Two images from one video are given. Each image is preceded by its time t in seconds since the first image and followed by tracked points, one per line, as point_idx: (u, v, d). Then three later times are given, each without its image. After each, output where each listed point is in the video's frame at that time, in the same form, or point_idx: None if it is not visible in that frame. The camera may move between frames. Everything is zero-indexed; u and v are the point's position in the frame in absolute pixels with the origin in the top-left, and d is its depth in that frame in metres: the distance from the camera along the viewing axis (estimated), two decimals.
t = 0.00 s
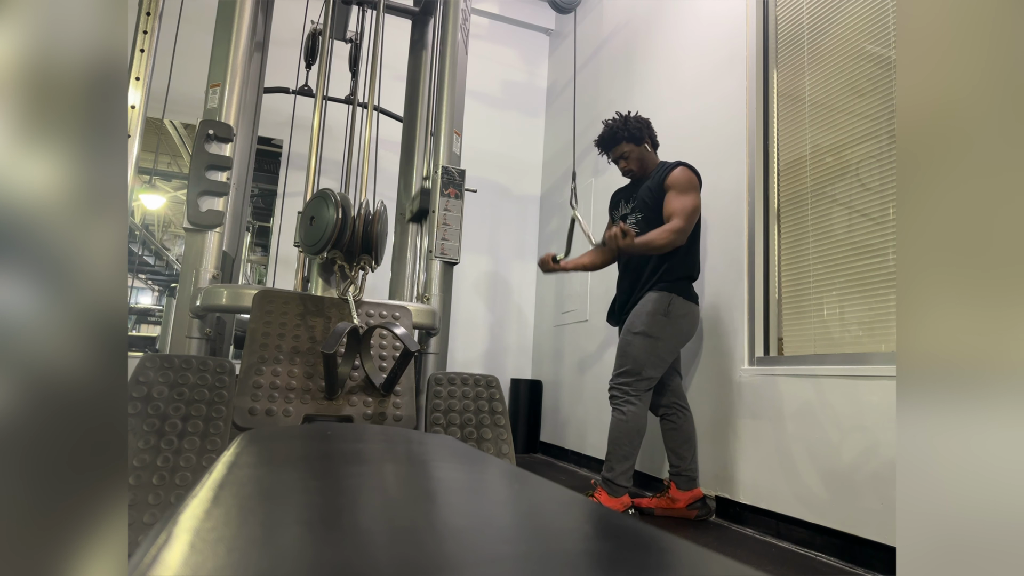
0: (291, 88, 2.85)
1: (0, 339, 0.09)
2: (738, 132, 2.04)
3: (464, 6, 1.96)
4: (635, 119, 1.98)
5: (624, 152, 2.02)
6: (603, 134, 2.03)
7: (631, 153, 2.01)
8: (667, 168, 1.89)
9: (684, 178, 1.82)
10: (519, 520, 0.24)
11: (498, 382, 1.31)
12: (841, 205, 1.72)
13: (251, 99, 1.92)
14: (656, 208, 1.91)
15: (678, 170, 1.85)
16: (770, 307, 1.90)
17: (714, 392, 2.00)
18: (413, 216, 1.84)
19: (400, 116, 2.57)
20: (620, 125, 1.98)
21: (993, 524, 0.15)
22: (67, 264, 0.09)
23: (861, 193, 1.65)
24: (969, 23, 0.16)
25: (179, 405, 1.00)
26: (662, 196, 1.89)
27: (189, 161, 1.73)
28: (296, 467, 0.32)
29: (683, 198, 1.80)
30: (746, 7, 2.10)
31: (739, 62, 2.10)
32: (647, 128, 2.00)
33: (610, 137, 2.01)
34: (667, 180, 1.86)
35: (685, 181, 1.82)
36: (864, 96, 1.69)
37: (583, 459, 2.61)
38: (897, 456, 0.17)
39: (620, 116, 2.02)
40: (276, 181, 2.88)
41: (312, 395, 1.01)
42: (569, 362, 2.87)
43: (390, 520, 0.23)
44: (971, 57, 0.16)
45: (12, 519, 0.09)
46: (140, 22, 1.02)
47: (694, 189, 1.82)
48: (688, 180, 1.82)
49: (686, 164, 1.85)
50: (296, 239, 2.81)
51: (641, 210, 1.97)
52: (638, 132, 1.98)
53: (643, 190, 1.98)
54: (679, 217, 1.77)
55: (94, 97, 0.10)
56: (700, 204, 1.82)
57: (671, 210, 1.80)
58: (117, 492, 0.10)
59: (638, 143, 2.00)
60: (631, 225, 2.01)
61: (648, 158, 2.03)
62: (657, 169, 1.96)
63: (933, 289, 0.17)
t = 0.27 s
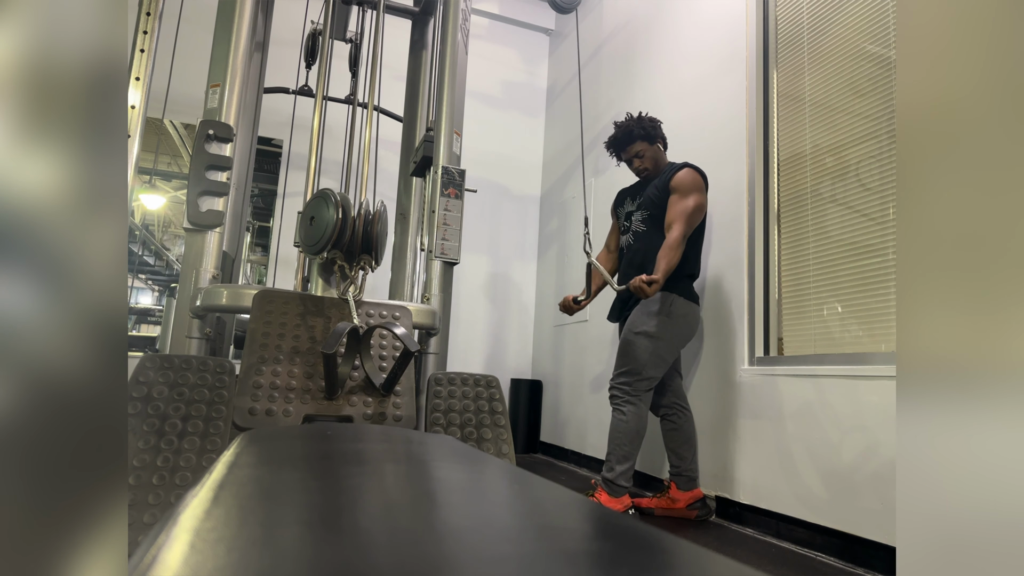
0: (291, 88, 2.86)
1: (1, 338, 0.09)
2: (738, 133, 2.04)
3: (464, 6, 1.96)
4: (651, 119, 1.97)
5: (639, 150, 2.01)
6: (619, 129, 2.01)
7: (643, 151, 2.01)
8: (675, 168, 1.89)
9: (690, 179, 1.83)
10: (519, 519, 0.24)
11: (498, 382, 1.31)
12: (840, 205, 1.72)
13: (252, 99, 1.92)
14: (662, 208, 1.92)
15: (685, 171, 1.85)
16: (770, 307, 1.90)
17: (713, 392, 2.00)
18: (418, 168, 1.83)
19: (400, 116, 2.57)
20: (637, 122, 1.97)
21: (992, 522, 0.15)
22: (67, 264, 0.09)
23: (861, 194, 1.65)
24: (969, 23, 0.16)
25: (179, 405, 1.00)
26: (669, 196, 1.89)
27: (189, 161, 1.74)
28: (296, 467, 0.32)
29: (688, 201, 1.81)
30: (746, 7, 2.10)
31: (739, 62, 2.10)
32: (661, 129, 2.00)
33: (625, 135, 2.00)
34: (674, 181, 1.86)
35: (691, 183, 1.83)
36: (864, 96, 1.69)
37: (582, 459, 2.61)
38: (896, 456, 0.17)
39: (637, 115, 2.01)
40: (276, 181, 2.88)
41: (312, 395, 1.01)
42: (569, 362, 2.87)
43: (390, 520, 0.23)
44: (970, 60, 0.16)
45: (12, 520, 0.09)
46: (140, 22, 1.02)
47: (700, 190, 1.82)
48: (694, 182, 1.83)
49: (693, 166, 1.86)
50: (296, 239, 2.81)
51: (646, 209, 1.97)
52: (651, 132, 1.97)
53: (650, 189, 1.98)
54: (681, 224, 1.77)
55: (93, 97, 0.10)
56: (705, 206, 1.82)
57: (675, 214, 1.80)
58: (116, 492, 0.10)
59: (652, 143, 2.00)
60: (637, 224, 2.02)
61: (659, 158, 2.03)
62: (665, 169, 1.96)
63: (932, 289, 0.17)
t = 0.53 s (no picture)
0: (290, 88, 2.85)
1: (1, 338, 0.09)
2: (738, 133, 2.04)
3: (464, 6, 1.96)
4: (653, 118, 1.97)
5: (641, 150, 2.00)
6: (622, 128, 2.00)
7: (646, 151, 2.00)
8: (677, 168, 1.89)
9: (693, 179, 1.82)
10: (519, 520, 0.24)
11: (498, 383, 1.31)
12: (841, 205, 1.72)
13: (252, 99, 1.92)
14: (664, 209, 1.92)
15: (687, 171, 1.84)
16: (770, 307, 1.90)
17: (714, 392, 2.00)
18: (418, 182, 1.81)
19: (400, 116, 2.57)
20: (639, 122, 1.96)
21: (992, 522, 0.15)
22: (66, 263, 0.09)
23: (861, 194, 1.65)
24: (968, 23, 0.16)
25: (179, 405, 1.00)
26: (671, 197, 1.89)
27: (189, 161, 1.74)
28: (296, 467, 0.32)
29: (691, 201, 1.81)
30: (746, 7, 2.10)
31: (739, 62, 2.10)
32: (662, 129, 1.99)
33: (627, 135, 1.99)
34: (676, 181, 1.86)
35: (693, 183, 1.82)
36: (864, 96, 1.69)
37: (583, 459, 2.61)
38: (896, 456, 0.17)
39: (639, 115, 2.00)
40: (276, 181, 2.88)
41: (312, 395, 1.02)
42: (569, 362, 2.87)
43: (391, 520, 0.23)
44: (968, 65, 0.16)
45: (13, 520, 0.09)
46: (140, 22, 1.01)
47: (702, 190, 1.82)
48: (697, 182, 1.82)
49: (696, 166, 1.85)
50: (296, 239, 2.81)
51: (649, 210, 1.98)
52: (654, 132, 1.97)
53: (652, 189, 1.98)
54: (684, 224, 1.78)
55: (94, 98, 0.10)
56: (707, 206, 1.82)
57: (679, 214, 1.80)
58: (116, 491, 0.10)
59: (654, 142, 2.00)
60: (640, 225, 2.02)
61: (661, 158, 2.03)
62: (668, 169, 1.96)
63: (931, 287, 0.17)
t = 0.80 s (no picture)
0: (290, 88, 2.85)
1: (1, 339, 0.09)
2: (738, 133, 2.04)
3: (464, 6, 1.96)
4: (648, 119, 1.98)
5: (638, 151, 2.01)
6: (618, 129, 2.01)
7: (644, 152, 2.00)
8: (675, 168, 1.90)
9: (690, 178, 1.83)
10: (520, 520, 0.24)
11: (498, 382, 1.31)
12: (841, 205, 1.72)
13: (251, 99, 1.92)
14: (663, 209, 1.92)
15: (685, 171, 1.85)
16: (770, 307, 1.89)
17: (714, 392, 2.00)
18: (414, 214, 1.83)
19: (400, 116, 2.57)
20: (634, 123, 1.97)
21: (991, 522, 0.15)
22: (66, 264, 0.09)
23: (861, 193, 1.65)
24: (968, 23, 0.16)
25: (179, 405, 1.00)
26: (670, 197, 1.89)
27: (189, 161, 1.74)
28: (297, 467, 0.32)
29: (691, 199, 1.81)
30: (746, 7, 2.10)
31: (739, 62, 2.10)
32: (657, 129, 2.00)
33: (624, 137, 1.99)
34: (675, 181, 1.86)
35: (691, 182, 1.83)
36: (864, 95, 1.69)
37: (583, 459, 2.61)
38: (897, 457, 0.17)
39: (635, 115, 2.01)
40: (276, 181, 2.88)
41: (311, 395, 1.02)
42: (569, 361, 2.87)
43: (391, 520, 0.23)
44: (968, 65, 0.16)
45: (12, 519, 0.09)
46: (140, 22, 1.01)
47: (700, 190, 1.83)
48: (694, 181, 1.83)
49: (693, 165, 1.86)
50: (296, 239, 2.81)
51: (647, 211, 1.98)
52: (650, 132, 1.97)
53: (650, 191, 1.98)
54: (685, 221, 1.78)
55: (95, 99, 0.10)
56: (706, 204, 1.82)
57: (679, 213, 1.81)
58: (116, 490, 0.10)
59: (651, 143, 2.00)
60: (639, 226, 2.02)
61: (658, 158, 2.03)
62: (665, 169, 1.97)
63: (931, 287, 0.17)
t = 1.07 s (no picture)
0: (290, 88, 2.85)
1: (3, 339, 0.09)
2: (738, 133, 2.04)
3: (464, 6, 1.96)
4: (643, 119, 1.98)
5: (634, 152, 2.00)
6: (613, 130, 2.01)
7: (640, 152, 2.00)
8: (672, 168, 1.90)
9: (687, 178, 1.83)
10: (519, 519, 0.24)
11: (498, 382, 1.31)
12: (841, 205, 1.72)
13: (251, 99, 1.92)
14: (661, 210, 1.92)
15: (682, 171, 1.85)
16: (770, 307, 1.90)
17: (714, 393, 2.00)
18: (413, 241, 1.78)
19: (400, 115, 2.57)
20: (629, 124, 1.97)
21: (991, 522, 0.15)
22: (67, 265, 0.09)
23: (860, 194, 1.65)
24: (970, 22, 0.16)
25: (179, 405, 0.99)
26: (667, 197, 1.89)
27: (189, 160, 1.74)
28: (297, 467, 0.32)
29: (689, 198, 1.81)
30: (746, 7, 2.10)
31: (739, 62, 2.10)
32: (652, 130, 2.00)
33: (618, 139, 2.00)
34: (671, 181, 1.86)
35: (688, 181, 1.83)
36: (864, 95, 1.69)
37: (583, 459, 2.61)
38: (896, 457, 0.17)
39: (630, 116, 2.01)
40: (276, 182, 2.88)
41: (312, 395, 1.02)
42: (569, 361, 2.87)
43: (391, 520, 0.23)
44: (969, 65, 0.16)
45: (12, 518, 0.09)
46: (140, 22, 1.01)
47: (698, 189, 1.83)
48: (691, 181, 1.83)
49: (689, 165, 1.86)
50: (296, 239, 2.81)
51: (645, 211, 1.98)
52: (646, 133, 1.97)
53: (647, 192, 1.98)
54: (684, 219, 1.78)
55: (96, 99, 0.10)
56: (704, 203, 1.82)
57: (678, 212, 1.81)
58: (117, 491, 0.10)
59: (646, 143, 2.00)
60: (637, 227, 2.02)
61: (654, 158, 2.02)
62: (662, 169, 1.97)
63: (931, 286, 0.17)
